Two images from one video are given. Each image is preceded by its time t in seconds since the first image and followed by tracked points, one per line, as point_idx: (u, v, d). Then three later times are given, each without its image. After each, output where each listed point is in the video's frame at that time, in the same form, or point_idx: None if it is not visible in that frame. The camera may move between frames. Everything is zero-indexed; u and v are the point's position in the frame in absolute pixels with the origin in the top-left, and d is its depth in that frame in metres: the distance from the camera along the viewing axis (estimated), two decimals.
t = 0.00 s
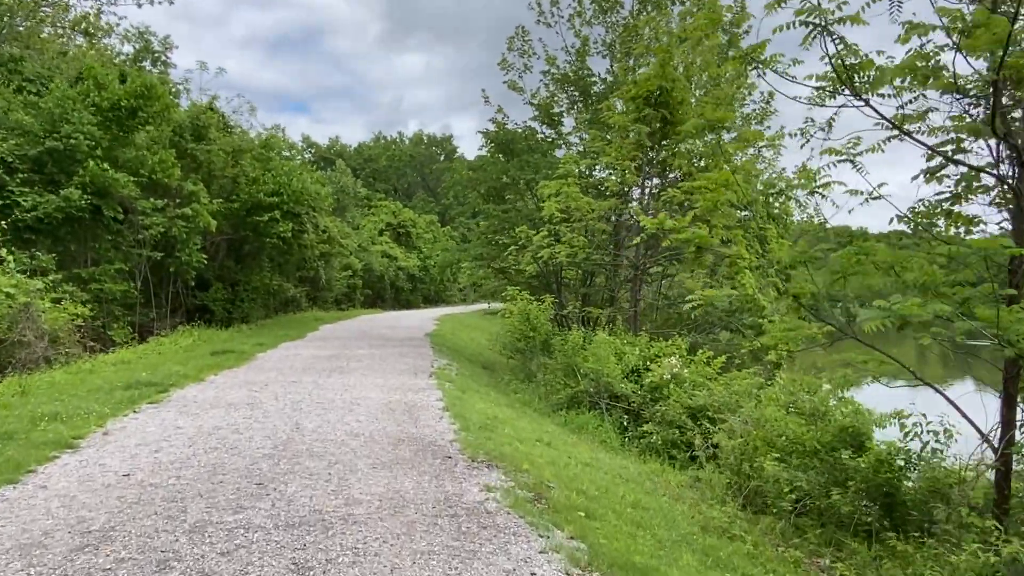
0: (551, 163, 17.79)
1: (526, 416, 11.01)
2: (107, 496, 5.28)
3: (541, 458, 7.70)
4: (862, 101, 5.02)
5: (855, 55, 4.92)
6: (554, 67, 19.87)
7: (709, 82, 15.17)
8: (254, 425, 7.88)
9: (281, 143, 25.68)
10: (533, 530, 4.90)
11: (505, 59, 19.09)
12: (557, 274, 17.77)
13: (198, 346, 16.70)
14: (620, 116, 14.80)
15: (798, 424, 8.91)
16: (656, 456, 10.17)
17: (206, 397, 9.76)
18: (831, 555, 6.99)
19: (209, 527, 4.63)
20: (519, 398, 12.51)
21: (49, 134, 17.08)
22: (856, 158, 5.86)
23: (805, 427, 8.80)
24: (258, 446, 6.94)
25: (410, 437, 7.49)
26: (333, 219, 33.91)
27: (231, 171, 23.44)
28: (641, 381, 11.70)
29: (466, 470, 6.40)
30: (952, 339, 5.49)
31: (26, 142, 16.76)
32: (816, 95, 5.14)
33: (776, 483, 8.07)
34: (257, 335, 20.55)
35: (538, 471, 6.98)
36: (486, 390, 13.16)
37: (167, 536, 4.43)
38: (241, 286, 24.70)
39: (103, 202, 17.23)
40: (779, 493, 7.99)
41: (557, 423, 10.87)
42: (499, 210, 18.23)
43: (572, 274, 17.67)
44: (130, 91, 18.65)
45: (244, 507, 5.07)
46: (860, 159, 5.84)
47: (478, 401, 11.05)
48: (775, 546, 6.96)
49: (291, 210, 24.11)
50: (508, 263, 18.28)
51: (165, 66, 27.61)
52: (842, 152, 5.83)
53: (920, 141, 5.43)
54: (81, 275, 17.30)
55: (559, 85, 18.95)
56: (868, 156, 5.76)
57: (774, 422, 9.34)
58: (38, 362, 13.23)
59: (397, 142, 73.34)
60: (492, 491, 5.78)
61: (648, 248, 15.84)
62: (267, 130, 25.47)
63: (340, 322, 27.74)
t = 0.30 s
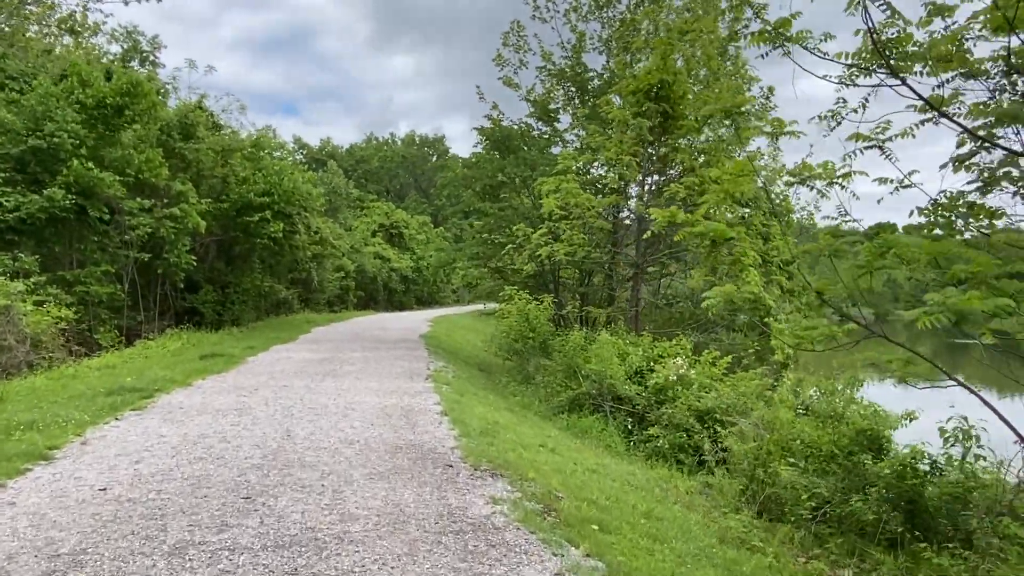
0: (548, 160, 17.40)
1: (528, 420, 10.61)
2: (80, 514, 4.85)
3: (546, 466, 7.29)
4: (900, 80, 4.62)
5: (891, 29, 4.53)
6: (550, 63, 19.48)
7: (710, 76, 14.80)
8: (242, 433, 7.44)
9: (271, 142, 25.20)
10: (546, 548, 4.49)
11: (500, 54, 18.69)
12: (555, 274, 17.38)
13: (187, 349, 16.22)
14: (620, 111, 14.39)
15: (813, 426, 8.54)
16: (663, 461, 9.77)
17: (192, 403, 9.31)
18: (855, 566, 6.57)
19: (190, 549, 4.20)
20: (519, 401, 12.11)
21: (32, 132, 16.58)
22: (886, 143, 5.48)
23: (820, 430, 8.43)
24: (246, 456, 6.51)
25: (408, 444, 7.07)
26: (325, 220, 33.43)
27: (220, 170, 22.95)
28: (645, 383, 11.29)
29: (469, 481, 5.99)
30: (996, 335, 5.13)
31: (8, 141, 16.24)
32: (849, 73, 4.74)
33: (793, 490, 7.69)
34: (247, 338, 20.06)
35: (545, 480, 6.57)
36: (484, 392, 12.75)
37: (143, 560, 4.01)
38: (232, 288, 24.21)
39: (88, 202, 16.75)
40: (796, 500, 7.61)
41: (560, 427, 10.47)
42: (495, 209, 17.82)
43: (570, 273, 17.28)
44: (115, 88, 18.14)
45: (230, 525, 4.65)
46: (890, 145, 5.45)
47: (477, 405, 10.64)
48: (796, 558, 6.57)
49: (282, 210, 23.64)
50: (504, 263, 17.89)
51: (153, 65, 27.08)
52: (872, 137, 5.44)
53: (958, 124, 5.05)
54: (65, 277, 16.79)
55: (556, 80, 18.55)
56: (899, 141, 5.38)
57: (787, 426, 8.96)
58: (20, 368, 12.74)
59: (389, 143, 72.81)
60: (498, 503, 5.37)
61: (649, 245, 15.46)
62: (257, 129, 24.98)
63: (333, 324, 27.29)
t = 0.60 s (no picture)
0: (539, 160, 17.04)
1: (523, 428, 10.24)
2: (43, 545, 4.42)
3: (546, 479, 6.91)
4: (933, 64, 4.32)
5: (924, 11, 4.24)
6: (539, 61, 19.12)
7: (704, 73, 14.51)
8: (223, 448, 7.01)
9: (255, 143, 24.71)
10: None
11: (489, 53, 18.30)
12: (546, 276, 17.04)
13: (168, 356, 15.70)
14: (613, 109, 14.03)
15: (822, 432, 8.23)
16: (664, 470, 9.42)
17: (171, 415, 8.85)
18: None
19: None
20: (512, 407, 11.74)
21: (6, 133, 16.01)
22: (908, 136, 5.18)
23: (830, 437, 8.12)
24: (227, 474, 6.09)
25: (400, 458, 6.67)
26: (310, 223, 32.92)
27: (202, 172, 22.42)
28: (642, 389, 10.95)
29: (467, 499, 5.61)
30: None
31: None
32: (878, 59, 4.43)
33: (804, 501, 7.41)
34: (230, 343, 19.55)
35: (547, 495, 6.20)
36: (476, 399, 12.37)
37: None
38: (215, 292, 23.69)
39: (65, 205, 16.22)
40: (808, 512, 7.32)
41: (556, 435, 10.11)
42: (485, 210, 17.45)
43: (562, 275, 16.94)
44: (93, 88, 17.61)
45: (208, 556, 4.23)
46: (914, 137, 5.15)
47: (471, 413, 10.26)
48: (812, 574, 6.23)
49: (266, 213, 23.15)
50: (494, 265, 17.52)
51: (134, 66, 26.48)
52: (896, 130, 5.13)
53: (993, 114, 4.73)
54: (41, 283, 16.23)
55: (546, 79, 18.19)
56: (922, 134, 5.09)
57: (794, 433, 8.65)
58: None
59: (374, 145, 72.21)
60: (500, 525, 4.98)
61: (642, 246, 15.12)
62: (240, 130, 24.47)
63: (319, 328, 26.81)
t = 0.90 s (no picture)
0: (524, 161, 16.67)
1: (511, 438, 9.82)
2: None
3: (540, 494, 6.52)
4: (962, 47, 3.98)
5: None
6: (522, 61, 18.77)
7: (692, 72, 14.23)
8: (195, 465, 6.57)
9: (232, 145, 24.16)
10: None
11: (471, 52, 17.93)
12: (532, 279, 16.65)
13: (140, 365, 15.15)
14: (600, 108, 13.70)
15: (825, 441, 7.88)
16: (658, 480, 9.06)
17: (140, 428, 8.37)
18: None
19: None
20: (499, 415, 11.34)
21: None
22: (927, 127, 4.84)
23: (833, 445, 7.78)
24: (197, 495, 5.65)
25: (384, 474, 6.26)
26: (289, 227, 32.35)
27: (177, 175, 21.84)
28: (634, 395, 10.59)
29: (457, 520, 5.21)
30: None
31: None
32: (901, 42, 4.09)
33: (810, 515, 7.08)
34: (206, 350, 19.00)
35: (543, 513, 5.81)
36: (463, 407, 11.96)
37: None
38: (190, 298, 23.09)
39: (33, 208, 15.64)
40: (815, 525, 7.00)
41: (547, 446, 9.72)
42: (469, 212, 17.06)
43: (548, 278, 16.57)
44: (62, 88, 17.03)
45: None
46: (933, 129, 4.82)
47: (457, 423, 9.84)
48: None
49: (243, 216, 22.61)
50: (479, 268, 17.10)
51: (107, 68, 25.85)
52: (914, 121, 4.81)
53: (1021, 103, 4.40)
54: (8, 289, 15.63)
55: (530, 78, 17.84)
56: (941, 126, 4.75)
57: (794, 440, 8.31)
58: None
59: (354, 149, 71.55)
60: (494, 550, 4.59)
61: (630, 247, 14.80)
62: (216, 132, 23.90)
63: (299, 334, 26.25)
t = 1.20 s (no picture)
0: (508, 158, 16.30)
1: (500, 443, 9.44)
2: None
3: (534, 503, 6.15)
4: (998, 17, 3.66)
5: None
6: (505, 57, 18.42)
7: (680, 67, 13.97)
8: (164, 476, 6.11)
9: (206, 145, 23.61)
10: None
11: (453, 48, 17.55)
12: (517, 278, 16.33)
13: (111, 370, 14.60)
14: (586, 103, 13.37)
15: (827, 441, 7.56)
16: (652, 485, 8.73)
17: (106, 437, 7.88)
18: None
19: None
20: (485, 420, 10.96)
21: None
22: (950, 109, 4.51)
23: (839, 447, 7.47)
24: (165, 510, 5.21)
25: (368, 484, 5.85)
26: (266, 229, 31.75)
27: (150, 175, 21.24)
28: (626, 397, 10.26)
29: (449, 534, 4.82)
30: None
31: None
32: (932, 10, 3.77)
33: (819, 523, 6.73)
34: (180, 355, 18.43)
35: (541, 524, 5.43)
36: (450, 412, 11.57)
37: None
38: (164, 301, 22.47)
39: None
40: (823, 534, 6.64)
41: (537, 451, 9.34)
42: (451, 211, 16.67)
43: (532, 278, 16.22)
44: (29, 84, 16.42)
45: None
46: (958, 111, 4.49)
47: (444, 428, 9.45)
48: None
49: (218, 217, 22.05)
50: (463, 268, 16.70)
51: (78, 67, 25.16)
52: (936, 101, 4.47)
53: None
54: None
55: (513, 75, 17.49)
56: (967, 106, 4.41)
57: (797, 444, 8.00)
58: None
59: (332, 151, 70.80)
60: (490, 568, 4.21)
61: (618, 246, 14.67)
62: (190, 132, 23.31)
63: (277, 337, 25.68)
